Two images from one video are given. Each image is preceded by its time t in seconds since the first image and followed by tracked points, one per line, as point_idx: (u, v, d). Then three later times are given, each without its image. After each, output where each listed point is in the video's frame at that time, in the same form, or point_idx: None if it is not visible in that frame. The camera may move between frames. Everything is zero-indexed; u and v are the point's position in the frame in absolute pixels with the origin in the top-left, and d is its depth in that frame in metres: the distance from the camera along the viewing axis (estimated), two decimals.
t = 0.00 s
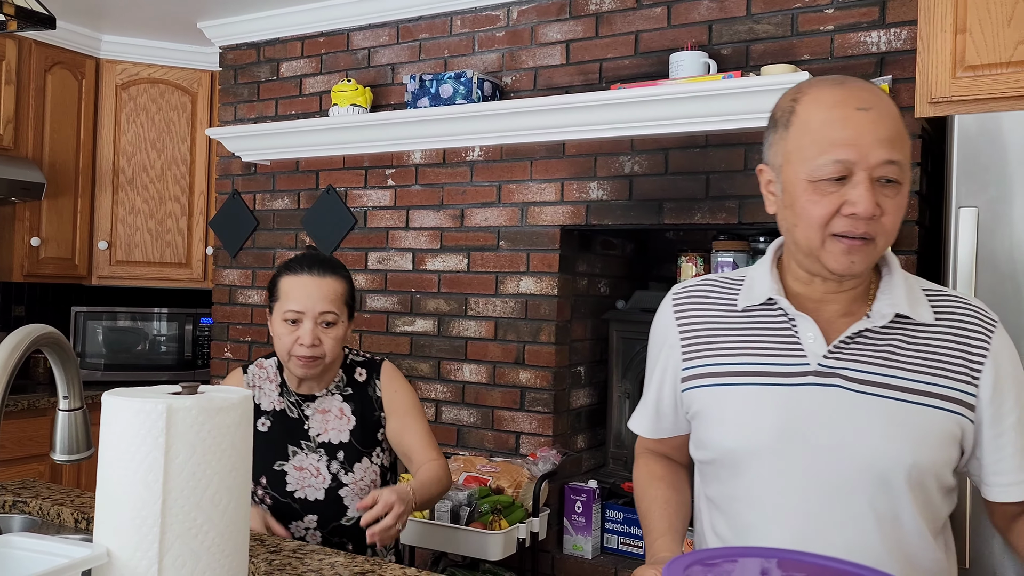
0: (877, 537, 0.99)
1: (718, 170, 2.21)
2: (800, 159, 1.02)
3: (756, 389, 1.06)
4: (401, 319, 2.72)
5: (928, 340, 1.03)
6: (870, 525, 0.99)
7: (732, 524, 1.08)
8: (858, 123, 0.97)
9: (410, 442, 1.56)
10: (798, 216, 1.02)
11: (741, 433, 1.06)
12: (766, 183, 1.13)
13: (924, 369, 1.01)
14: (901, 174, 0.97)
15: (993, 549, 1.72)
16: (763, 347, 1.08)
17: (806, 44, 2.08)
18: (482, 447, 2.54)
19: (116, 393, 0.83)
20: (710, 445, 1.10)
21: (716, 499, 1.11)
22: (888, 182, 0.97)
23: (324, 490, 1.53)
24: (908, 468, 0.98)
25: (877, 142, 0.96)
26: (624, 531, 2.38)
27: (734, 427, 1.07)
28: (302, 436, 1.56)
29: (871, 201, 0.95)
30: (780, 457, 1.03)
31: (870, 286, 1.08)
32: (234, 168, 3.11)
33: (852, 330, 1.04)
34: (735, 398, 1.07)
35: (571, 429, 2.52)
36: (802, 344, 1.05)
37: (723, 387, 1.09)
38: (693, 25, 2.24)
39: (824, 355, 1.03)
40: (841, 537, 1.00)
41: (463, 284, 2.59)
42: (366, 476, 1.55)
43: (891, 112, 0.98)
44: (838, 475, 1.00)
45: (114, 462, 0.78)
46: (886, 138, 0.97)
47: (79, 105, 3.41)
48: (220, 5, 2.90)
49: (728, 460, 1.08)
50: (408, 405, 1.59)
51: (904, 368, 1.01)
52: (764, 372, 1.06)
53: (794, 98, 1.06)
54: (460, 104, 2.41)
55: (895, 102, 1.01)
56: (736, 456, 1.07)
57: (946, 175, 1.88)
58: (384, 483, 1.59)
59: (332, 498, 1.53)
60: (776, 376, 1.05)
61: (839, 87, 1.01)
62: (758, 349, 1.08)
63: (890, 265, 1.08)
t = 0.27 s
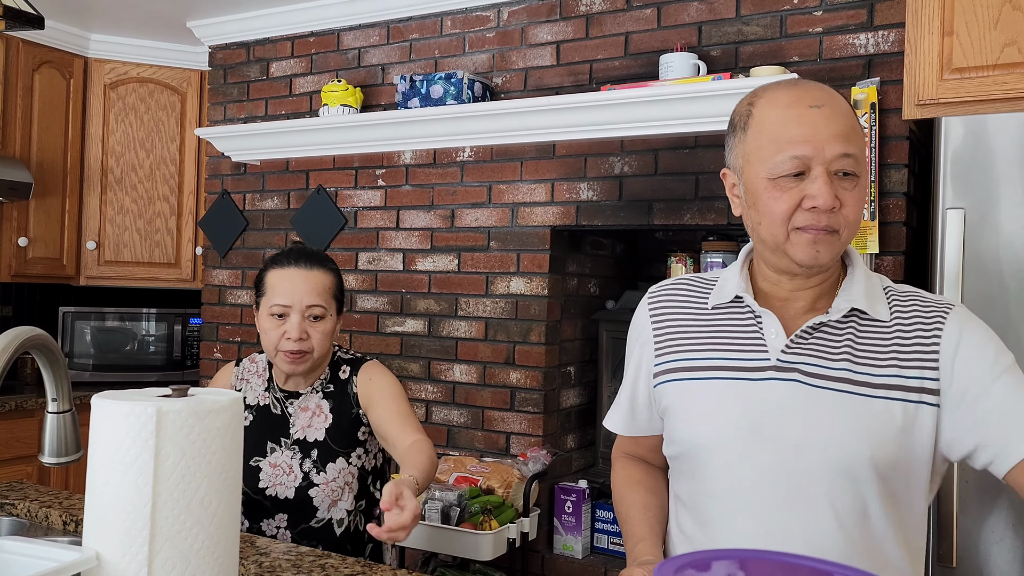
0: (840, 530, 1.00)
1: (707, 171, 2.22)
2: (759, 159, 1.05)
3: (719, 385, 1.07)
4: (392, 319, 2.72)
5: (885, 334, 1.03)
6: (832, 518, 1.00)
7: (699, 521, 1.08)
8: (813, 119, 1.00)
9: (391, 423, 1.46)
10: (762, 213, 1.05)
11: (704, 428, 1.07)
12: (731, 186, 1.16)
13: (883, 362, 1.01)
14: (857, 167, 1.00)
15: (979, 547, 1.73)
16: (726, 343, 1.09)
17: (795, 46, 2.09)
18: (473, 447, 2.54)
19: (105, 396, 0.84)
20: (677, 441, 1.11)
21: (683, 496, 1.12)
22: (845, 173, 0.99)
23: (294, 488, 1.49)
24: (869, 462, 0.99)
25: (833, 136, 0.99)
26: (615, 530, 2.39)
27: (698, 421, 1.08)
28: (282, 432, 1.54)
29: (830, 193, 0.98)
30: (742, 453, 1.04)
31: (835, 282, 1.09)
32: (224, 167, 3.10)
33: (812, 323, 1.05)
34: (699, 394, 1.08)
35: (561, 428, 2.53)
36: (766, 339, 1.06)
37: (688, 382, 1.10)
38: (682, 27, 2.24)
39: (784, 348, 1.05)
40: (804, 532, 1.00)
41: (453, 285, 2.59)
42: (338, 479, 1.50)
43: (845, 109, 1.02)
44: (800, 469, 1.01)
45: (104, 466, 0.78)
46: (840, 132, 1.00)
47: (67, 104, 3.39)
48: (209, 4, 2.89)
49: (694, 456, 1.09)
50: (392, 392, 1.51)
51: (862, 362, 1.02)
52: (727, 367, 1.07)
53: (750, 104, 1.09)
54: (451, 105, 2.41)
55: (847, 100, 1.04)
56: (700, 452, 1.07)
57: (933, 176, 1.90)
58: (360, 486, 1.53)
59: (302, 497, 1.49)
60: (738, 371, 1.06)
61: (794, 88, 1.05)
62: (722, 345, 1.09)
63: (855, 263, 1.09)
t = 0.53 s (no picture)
0: (806, 528, 1.00)
1: (699, 172, 2.22)
2: (748, 158, 1.06)
3: (699, 381, 1.09)
4: (384, 321, 2.71)
5: (866, 336, 1.03)
6: (800, 516, 1.00)
7: (677, 515, 1.10)
8: (801, 120, 1.02)
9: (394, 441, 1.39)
10: (750, 213, 1.07)
11: (684, 424, 1.09)
12: (721, 188, 1.18)
13: (861, 364, 1.01)
14: (843, 168, 1.01)
15: (970, 548, 1.74)
16: (709, 341, 1.11)
17: (787, 49, 2.10)
18: (465, 449, 2.54)
19: (98, 399, 0.84)
20: (661, 436, 1.13)
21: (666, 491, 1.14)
22: (832, 174, 1.01)
23: (298, 505, 1.45)
24: (837, 460, 0.99)
25: (821, 137, 1.01)
26: (608, 532, 2.40)
27: (679, 417, 1.10)
28: (299, 443, 1.48)
29: (816, 193, 1.00)
30: (717, 448, 1.06)
31: (824, 286, 1.10)
32: (216, 169, 3.09)
33: (792, 323, 1.06)
34: (681, 389, 1.11)
35: (554, 430, 2.53)
36: (746, 339, 1.08)
37: (673, 378, 1.12)
38: (675, 29, 2.25)
39: (761, 347, 1.06)
40: (772, 529, 1.01)
41: (446, 286, 2.59)
42: (343, 502, 1.44)
43: (834, 110, 1.03)
44: (773, 467, 1.02)
45: (98, 469, 0.79)
46: (827, 133, 1.01)
47: (57, 105, 3.37)
48: (201, 5, 2.88)
49: (676, 451, 1.11)
50: (406, 411, 1.42)
51: (840, 363, 1.02)
52: (708, 365, 1.09)
53: (741, 106, 1.12)
54: (443, 106, 2.41)
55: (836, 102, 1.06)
56: (680, 446, 1.10)
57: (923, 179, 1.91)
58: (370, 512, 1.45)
59: (306, 516, 1.45)
60: (717, 368, 1.08)
61: (784, 90, 1.07)
62: (706, 344, 1.11)
63: (845, 265, 1.10)
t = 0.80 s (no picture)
0: (806, 528, 1.00)
1: (692, 174, 2.23)
2: (749, 163, 1.07)
3: (699, 379, 1.09)
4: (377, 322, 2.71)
5: (867, 336, 1.04)
6: (799, 516, 1.01)
7: (675, 516, 1.10)
8: (803, 125, 1.03)
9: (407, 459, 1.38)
10: (752, 217, 1.07)
11: (685, 423, 1.09)
12: (721, 193, 1.19)
13: (863, 362, 1.02)
14: (843, 173, 1.02)
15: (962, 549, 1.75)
16: (710, 340, 1.12)
17: (779, 51, 2.11)
18: (459, 451, 2.54)
19: (89, 402, 0.84)
20: (660, 436, 1.13)
21: (664, 492, 1.14)
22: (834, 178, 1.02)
23: (310, 511, 1.45)
24: (838, 459, 0.99)
25: (822, 142, 1.02)
26: (602, 533, 2.40)
27: (680, 416, 1.10)
28: (312, 446, 1.50)
29: (818, 197, 1.01)
30: (717, 448, 1.06)
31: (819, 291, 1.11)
32: (209, 170, 3.09)
33: (794, 322, 1.07)
34: (681, 388, 1.11)
35: (548, 431, 2.53)
36: (748, 338, 1.09)
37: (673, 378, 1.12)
38: (667, 31, 2.26)
39: (763, 346, 1.06)
40: (771, 528, 1.01)
41: (439, 288, 2.59)
42: (354, 511, 1.44)
43: (834, 116, 1.05)
44: (775, 465, 1.02)
45: (90, 473, 0.79)
46: (827, 138, 1.02)
47: (49, 107, 3.36)
48: (193, 7, 2.88)
49: (676, 450, 1.11)
50: (420, 424, 1.40)
51: (842, 362, 1.02)
52: (708, 363, 1.10)
53: (742, 112, 1.12)
54: (437, 108, 2.41)
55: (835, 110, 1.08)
56: (679, 446, 1.10)
57: (915, 181, 1.91)
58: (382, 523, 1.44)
59: (317, 522, 1.45)
60: (719, 367, 1.09)
61: (784, 96, 1.08)
62: (706, 343, 1.12)
63: (842, 267, 1.11)
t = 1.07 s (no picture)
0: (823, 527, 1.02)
1: (687, 176, 2.23)
2: (749, 171, 1.08)
3: (713, 382, 1.09)
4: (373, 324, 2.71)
5: (878, 338, 1.06)
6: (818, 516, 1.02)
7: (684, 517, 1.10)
8: (800, 136, 1.03)
9: (444, 471, 1.34)
10: (751, 225, 1.08)
11: (699, 425, 1.09)
12: (726, 196, 1.19)
13: (875, 366, 1.04)
14: (841, 184, 1.02)
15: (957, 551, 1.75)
16: (723, 341, 1.11)
17: (774, 54, 2.11)
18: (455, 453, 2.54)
19: (83, 405, 0.84)
20: (670, 438, 1.13)
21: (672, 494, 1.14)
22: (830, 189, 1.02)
23: (309, 512, 1.45)
24: (856, 459, 1.01)
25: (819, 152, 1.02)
26: (598, 535, 2.40)
27: (692, 417, 1.10)
28: (312, 446, 1.50)
29: (813, 208, 1.01)
30: (731, 449, 1.06)
31: (825, 292, 1.12)
32: (204, 172, 3.08)
33: (808, 323, 1.08)
34: (694, 391, 1.11)
35: (544, 433, 2.53)
36: (761, 339, 1.09)
37: (684, 381, 1.12)
38: (663, 34, 2.26)
39: (778, 351, 1.07)
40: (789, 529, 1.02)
41: (435, 290, 2.59)
42: (353, 514, 1.44)
43: (835, 125, 1.04)
44: (792, 465, 1.03)
45: (84, 476, 0.79)
46: (826, 149, 1.02)
47: (45, 108, 3.35)
48: (189, 9, 2.88)
49: (687, 452, 1.11)
50: (444, 439, 1.38)
51: (855, 364, 1.04)
52: (721, 364, 1.10)
53: (747, 117, 1.12)
54: (433, 110, 2.41)
55: (841, 117, 1.07)
56: (691, 448, 1.10)
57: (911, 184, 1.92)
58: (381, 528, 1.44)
59: (315, 523, 1.44)
60: (732, 369, 1.09)
61: (787, 103, 1.08)
62: (718, 345, 1.11)
63: (845, 271, 1.13)
